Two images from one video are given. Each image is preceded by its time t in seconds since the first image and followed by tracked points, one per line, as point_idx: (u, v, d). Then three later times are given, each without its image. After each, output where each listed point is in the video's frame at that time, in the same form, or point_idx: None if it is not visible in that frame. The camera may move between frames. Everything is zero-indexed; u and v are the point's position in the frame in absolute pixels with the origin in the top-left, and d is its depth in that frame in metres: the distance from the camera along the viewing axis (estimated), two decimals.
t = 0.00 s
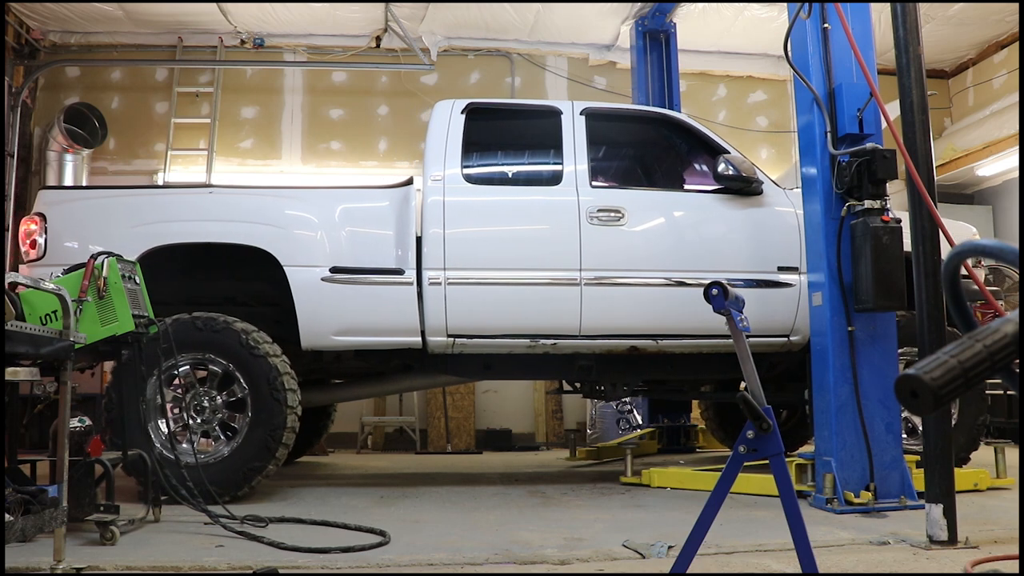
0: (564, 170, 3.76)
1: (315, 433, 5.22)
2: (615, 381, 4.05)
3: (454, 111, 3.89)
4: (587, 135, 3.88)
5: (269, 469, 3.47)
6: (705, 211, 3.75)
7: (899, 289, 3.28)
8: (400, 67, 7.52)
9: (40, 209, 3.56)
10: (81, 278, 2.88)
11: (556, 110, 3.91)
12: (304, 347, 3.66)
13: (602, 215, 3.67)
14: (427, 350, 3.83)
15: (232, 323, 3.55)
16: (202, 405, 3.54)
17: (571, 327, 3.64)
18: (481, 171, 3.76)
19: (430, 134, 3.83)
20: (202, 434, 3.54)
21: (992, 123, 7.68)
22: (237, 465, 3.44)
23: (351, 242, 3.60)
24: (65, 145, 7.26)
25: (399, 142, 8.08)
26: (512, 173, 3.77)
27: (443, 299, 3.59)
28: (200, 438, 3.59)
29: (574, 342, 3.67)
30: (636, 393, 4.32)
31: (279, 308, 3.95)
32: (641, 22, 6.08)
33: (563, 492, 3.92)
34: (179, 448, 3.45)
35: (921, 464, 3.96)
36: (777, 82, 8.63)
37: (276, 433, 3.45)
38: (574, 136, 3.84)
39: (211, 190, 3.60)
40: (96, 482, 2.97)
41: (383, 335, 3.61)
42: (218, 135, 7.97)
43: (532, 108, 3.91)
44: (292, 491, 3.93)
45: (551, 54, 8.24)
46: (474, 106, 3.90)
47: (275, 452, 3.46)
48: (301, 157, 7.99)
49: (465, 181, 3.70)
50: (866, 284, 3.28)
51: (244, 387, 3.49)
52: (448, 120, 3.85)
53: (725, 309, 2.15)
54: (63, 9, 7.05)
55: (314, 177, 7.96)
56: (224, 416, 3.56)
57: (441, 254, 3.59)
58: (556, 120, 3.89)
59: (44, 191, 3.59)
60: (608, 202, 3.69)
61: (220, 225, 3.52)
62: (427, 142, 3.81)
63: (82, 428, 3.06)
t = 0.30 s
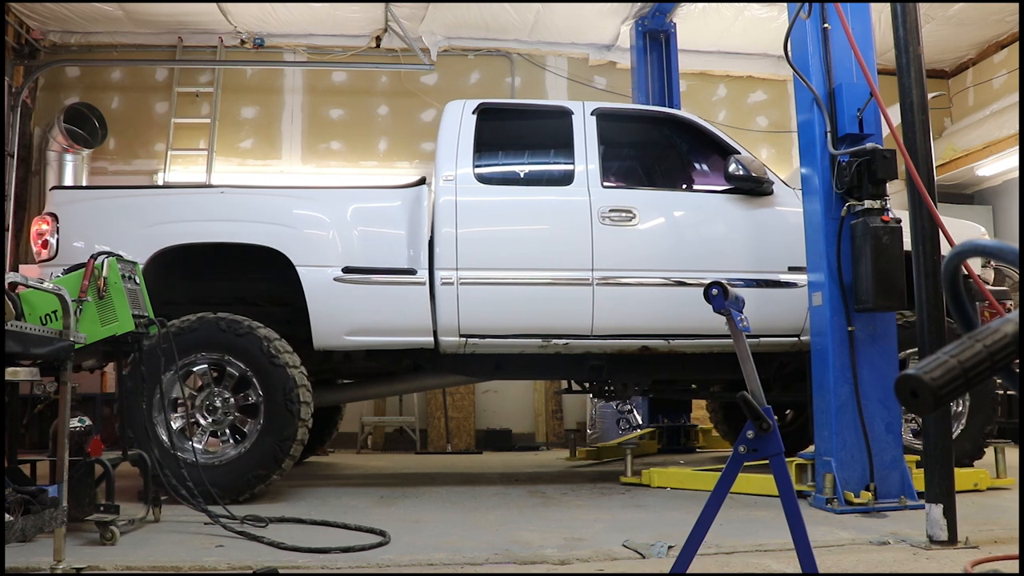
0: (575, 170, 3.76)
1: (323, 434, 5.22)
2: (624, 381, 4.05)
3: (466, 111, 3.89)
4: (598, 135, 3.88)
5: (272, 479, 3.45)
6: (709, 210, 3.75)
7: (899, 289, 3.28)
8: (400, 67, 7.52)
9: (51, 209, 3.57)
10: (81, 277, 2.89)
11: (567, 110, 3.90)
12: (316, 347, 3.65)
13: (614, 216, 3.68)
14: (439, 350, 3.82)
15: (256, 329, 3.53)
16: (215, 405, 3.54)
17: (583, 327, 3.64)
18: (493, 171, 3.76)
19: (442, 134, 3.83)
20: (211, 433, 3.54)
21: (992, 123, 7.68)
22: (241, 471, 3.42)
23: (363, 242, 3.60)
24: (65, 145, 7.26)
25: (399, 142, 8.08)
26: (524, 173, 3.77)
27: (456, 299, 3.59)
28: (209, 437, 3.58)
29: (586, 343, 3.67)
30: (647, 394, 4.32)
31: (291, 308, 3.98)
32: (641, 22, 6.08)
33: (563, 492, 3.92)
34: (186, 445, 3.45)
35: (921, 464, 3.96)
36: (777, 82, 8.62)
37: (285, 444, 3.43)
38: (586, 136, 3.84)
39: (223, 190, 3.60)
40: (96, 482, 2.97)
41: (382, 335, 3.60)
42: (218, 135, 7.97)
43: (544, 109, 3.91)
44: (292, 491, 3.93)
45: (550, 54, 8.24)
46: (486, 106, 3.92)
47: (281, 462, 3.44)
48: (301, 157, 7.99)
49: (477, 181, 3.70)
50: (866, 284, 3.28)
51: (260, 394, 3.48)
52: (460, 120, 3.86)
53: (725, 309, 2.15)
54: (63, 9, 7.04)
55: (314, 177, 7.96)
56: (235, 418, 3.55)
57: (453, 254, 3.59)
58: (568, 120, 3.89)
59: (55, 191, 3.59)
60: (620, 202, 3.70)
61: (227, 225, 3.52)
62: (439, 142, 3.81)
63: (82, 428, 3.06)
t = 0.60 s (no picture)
0: (587, 169, 3.76)
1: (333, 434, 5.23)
2: (637, 381, 4.06)
3: (477, 111, 3.89)
4: (610, 135, 3.88)
5: (274, 487, 3.45)
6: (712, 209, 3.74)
7: (899, 289, 3.28)
8: (400, 67, 7.52)
9: (62, 209, 3.56)
10: (81, 277, 2.89)
11: (578, 110, 3.91)
12: (330, 348, 3.63)
13: (626, 216, 3.69)
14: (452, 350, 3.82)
15: (279, 336, 3.52)
16: (227, 404, 3.54)
17: (596, 327, 3.64)
18: (505, 171, 3.75)
19: (454, 134, 3.83)
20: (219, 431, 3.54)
21: (992, 122, 7.73)
22: (244, 475, 3.41)
23: (376, 242, 3.60)
24: (65, 145, 7.27)
25: (399, 142, 8.08)
26: (536, 172, 3.76)
27: (469, 298, 3.59)
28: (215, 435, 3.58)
29: (598, 343, 3.66)
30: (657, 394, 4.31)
31: (304, 308, 3.96)
32: (641, 22, 6.09)
33: (563, 492, 3.92)
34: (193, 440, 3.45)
35: (921, 464, 3.96)
36: (777, 82, 8.62)
37: (292, 454, 3.43)
38: (597, 136, 3.84)
39: (235, 190, 3.60)
40: (96, 482, 2.97)
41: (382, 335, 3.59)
42: (218, 135, 7.97)
43: (557, 109, 3.91)
44: (292, 491, 3.93)
45: (551, 54, 8.24)
46: (497, 107, 3.91)
47: (286, 472, 3.44)
48: (300, 157, 7.99)
49: (490, 181, 3.70)
50: (866, 284, 3.28)
51: (274, 401, 3.47)
52: (471, 119, 3.87)
53: (725, 309, 2.15)
54: (63, 9, 7.04)
55: (314, 177, 7.95)
56: (244, 421, 3.55)
57: (466, 254, 3.60)
58: (579, 120, 3.89)
59: (67, 191, 3.59)
60: (631, 202, 3.71)
61: (234, 224, 3.52)
62: (451, 141, 3.81)
63: (82, 428, 3.03)
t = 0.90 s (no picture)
0: (597, 169, 3.77)
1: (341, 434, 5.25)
2: (647, 380, 4.07)
3: (488, 111, 3.89)
4: (620, 135, 3.89)
5: (276, 493, 3.44)
6: (715, 209, 3.75)
7: (899, 289, 3.27)
8: (400, 67, 7.53)
9: (72, 209, 3.56)
10: (81, 277, 2.89)
11: (588, 110, 3.91)
12: (343, 348, 3.63)
13: (636, 216, 3.69)
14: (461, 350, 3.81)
15: (299, 345, 3.51)
16: (239, 404, 3.54)
17: (606, 326, 3.64)
18: (515, 171, 3.75)
19: (464, 134, 3.84)
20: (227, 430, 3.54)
21: (993, 123, 7.73)
22: (248, 478, 3.41)
23: (387, 242, 3.60)
24: (65, 145, 7.28)
25: (399, 142, 8.07)
26: (546, 172, 3.76)
27: (480, 298, 3.59)
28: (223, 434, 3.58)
29: (609, 343, 3.66)
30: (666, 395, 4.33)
31: (315, 308, 3.96)
32: (641, 22, 6.09)
33: (563, 492, 3.92)
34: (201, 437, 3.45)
35: (921, 464, 3.96)
36: (777, 82, 8.62)
37: (297, 462, 3.43)
38: (607, 136, 3.85)
39: (246, 190, 3.61)
40: (97, 482, 2.97)
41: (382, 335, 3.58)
42: (218, 135, 7.98)
43: (569, 110, 3.91)
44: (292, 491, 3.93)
45: (550, 54, 8.24)
46: (507, 107, 3.91)
47: (290, 480, 3.43)
48: (300, 157, 7.99)
49: (501, 181, 3.71)
50: (866, 284, 3.28)
51: (286, 407, 3.47)
52: (482, 119, 3.87)
53: (725, 309, 2.15)
54: (63, 9, 7.04)
55: (314, 177, 7.95)
56: (254, 423, 3.55)
57: (477, 254, 3.60)
58: (589, 120, 3.89)
59: (76, 191, 3.60)
60: (641, 202, 3.71)
61: (241, 224, 3.52)
62: (461, 141, 3.82)
63: (82, 428, 3.02)
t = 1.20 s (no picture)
0: (605, 169, 3.77)
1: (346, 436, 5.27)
2: (653, 380, 4.07)
3: (495, 111, 3.90)
4: (627, 135, 3.88)
5: (276, 497, 3.44)
6: (717, 208, 3.75)
7: (899, 289, 3.27)
8: (400, 67, 7.53)
9: (80, 208, 3.56)
10: (81, 277, 2.88)
11: (596, 110, 3.91)
12: (349, 348, 3.63)
13: (643, 216, 3.69)
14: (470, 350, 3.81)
15: (313, 350, 3.51)
16: (247, 404, 3.54)
17: (614, 326, 3.64)
18: (522, 170, 3.75)
19: (471, 134, 3.83)
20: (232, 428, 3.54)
21: (992, 122, 7.71)
22: (249, 480, 3.41)
23: (394, 242, 3.60)
24: (65, 145, 7.28)
25: (399, 142, 8.07)
26: (553, 172, 3.76)
27: (488, 298, 3.59)
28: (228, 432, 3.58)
29: (615, 342, 3.66)
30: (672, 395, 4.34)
31: (322, 307, 3.96)
32: (641, 22, 6.09)
33: (563, 492, 3.92)
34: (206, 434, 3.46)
35: (921, 464, 3.96)
36: (777, 82, 8.62)
37: (301, 468, 3.43)
38: (614, 136, 3.85)
39: (253, 190, 3.60)
40: (97, 482, 2.98)
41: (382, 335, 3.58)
42: (217, 135, 7.98)
43: (578, 110, 3.91)
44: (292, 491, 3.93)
45: (550, 54, 8.24)
46: (514, 107, 3.91)
47: (292, 485, 3.43)
48: (300, 157, 7.99)
49: (508, 181, 3.70)
50: (866, 284, 3.28)
51: (295, 412, 3.47)
52: (489, 120, 3.87)
53: (725, 309, 2.15)
54: (63, 9, 7.04)
55: (314, 178, 7.95)
56: (260, 425, 3.55)
57: (484, 254, 3.60)
58: (596, 120, 3.89)
59: (83, 191, 3.60)
60: (649, 202, 3.71)
61: (246, 224, 3.52)
62: (468, 141, 3.81)
63: (82, 428, 3.02)
